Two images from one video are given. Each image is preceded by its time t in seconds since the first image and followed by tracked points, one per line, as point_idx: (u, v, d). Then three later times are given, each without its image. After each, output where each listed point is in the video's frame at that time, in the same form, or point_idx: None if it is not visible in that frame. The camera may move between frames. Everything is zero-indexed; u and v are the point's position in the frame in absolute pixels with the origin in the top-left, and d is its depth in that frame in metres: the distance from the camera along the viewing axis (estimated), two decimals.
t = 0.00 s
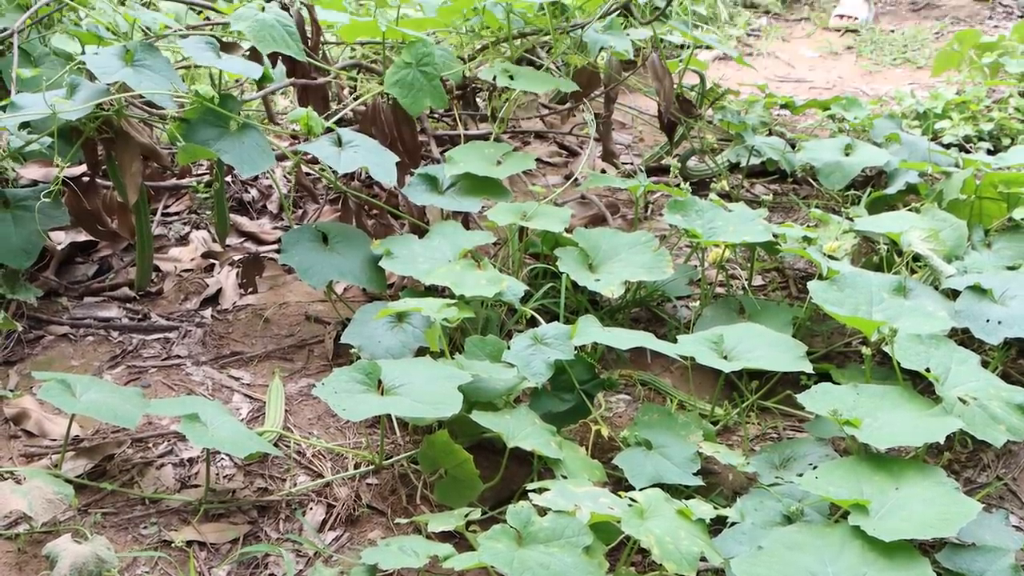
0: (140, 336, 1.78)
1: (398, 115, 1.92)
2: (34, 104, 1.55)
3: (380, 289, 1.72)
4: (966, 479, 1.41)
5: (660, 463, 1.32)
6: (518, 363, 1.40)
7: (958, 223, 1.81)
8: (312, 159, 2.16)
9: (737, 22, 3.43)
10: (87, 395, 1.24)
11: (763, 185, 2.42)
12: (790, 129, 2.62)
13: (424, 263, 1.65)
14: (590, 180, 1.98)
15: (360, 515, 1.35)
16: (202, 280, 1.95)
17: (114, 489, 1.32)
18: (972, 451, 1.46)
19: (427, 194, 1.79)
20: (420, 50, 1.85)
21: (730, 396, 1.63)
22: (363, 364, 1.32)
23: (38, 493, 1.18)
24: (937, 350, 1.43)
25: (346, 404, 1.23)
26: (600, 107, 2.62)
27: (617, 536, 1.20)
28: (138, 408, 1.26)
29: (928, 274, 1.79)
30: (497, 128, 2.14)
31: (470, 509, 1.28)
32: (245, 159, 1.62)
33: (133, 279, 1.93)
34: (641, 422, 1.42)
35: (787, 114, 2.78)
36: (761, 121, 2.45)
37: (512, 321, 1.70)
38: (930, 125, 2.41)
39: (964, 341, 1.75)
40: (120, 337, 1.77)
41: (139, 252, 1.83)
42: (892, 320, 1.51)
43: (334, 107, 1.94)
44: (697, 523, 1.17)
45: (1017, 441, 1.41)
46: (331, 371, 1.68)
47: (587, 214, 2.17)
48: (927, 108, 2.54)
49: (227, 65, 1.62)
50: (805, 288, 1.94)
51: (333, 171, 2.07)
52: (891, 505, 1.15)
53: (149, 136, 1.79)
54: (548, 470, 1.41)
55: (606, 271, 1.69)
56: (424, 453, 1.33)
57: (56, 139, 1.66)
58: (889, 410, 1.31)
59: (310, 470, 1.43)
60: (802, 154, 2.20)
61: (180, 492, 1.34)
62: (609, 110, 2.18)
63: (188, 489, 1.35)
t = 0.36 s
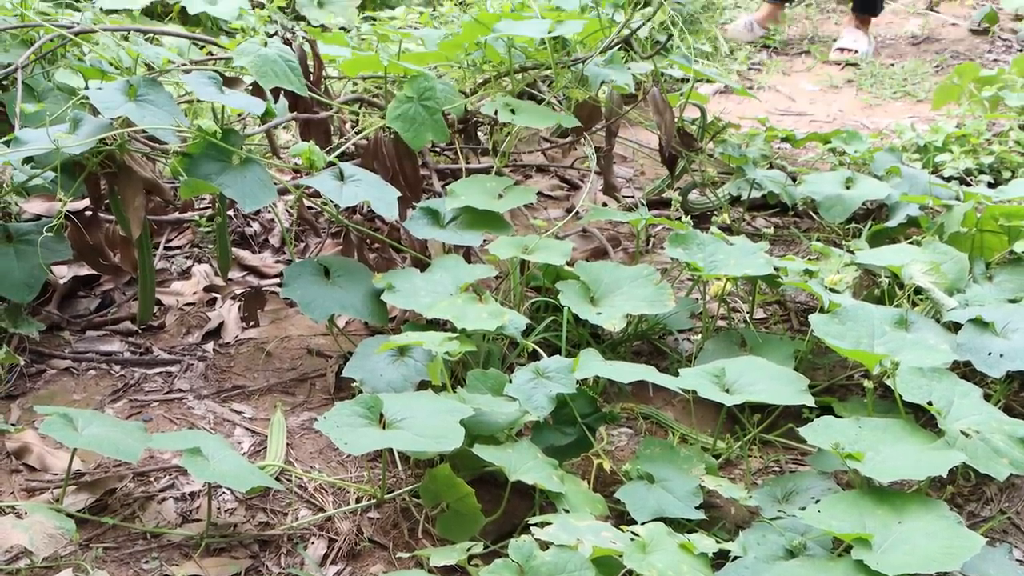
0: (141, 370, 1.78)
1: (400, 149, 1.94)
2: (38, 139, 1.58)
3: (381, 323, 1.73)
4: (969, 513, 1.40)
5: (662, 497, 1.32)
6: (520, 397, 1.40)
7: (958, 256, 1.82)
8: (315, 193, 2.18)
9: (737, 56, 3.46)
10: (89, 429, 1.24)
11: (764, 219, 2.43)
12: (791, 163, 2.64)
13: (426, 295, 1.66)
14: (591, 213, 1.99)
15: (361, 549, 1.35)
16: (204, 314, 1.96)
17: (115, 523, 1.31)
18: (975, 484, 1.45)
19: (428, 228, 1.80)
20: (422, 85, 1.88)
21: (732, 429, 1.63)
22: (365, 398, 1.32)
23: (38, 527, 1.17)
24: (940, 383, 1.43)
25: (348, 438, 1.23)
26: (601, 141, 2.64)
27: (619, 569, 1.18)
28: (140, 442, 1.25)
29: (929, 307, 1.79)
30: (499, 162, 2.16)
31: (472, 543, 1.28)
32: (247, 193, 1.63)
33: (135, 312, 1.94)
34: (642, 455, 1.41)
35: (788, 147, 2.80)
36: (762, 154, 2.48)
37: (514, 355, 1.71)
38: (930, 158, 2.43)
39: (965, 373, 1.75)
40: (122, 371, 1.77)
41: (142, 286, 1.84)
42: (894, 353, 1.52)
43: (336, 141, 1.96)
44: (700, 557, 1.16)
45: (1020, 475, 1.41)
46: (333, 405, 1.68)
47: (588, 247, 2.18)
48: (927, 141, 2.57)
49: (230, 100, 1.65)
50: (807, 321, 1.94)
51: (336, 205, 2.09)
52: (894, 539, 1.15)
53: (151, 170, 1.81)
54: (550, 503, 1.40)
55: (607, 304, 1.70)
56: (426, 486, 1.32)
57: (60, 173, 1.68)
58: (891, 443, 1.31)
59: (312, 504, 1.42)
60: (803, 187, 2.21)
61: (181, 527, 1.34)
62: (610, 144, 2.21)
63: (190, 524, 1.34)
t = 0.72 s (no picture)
0: (143, 402, 1.78)
1: (401, 181, 1.96)
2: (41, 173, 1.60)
3: (383, 354, 1.73)
4: (972, 545, 1.40)
5: (664, 528, 1.31)
6: (521, 429, 1.40)
7: (959, 286, 1.82)
8: (317, 225, 2.19)
9: (738, 87, 3.49)
10: (90, 461, 1.24)
11: (765, 249, 2.44)
12: (792, 194, 2.65)
13: (427, 326, 1.66)
14: (592, 245, 2.00)
15: None
16: (206, 345, 1.97)
17: (115, 556, 1.30)
18: (977, 516, 1.44)
19: (430, 259, 1.81)
20: (423, 117, 1.91)
21: (734, 460, 1.62)
22: (367, 430, 1.32)
23: (38, 560, 1.17)
24: (941, 414, 1.42)
25: (349, 470, 1.23)
26: (602, 172, 2.66)
27: None
28: (141, 474, 1.25)
29: (931, 338, 1.80)
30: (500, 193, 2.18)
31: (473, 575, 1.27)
32: (249, 226, 1.64)
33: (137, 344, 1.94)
34: (644, 487, 1.41)
35: (789, 178, 2.82)
36: (763, 185, 2.50)
37: (515, 386, 1.71)
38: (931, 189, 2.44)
39: (967, 405, 1.74)
40: (123, 403, 1.77)
41: (143, 318, 1.84)
42: (896, 383, 1.51)
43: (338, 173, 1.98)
44: None
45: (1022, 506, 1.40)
46: (334, 437, 1.67)
47: (590, 278, 2.19)
48: (928, 172, 2.58)
49: (232, 132, 1.67)
50: (808, 352, 1.95)
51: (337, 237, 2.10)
52: (897, 571, 1.14)
53: (153, 201, 1.82)
54: (551, 535, 1.39)
55: (609, 335, 1.70)
56: (427, 518, 1.32)
57: (63, 206, 1.71)
58: (893, 474, 1.30)
59: (313, 536, 1.41)
60: (804, 218, 2.22)
61: (182, 560, 1.33)
62: (611, 175, 2.22)
63: (190, 556, 1.34)
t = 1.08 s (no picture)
0: (144, 431, 1.78)
1: (403, 209, 1.97)
2: (45, 201, 1.61)
3: (384, 382, 1.73)
4: (976, 573, 1.39)
5: (666, 557, 1.31)
6: (523, 456, 1.40)
7: (961, 314, 1.83)
8: (319, 253, 2.20)
9: (738, 115, 3.52)
10: (91, 489, 1.24)
11: (767, 277, 2.45)
12: (793, 221, 2.66)
13: (429, 354, 1.67)
14: (594, 272, 2.01)
15: None
16: (207, 374, 1.97)
17: None
18: (981, 544, 1.44)
19: (431, 287, 1.82)
20: (425, 145, 1.93)
21: (736, 488, 1.61)
22: (368, 458, 1.32)
23: None
24: (944, 442, 1.42)
25: (351, 498, 1.23)
26: (603, 200, 2.68)
27: None
28: (142, 503, 1.25)
29: (933, 365, 1.80)
30: (502, 222, 2.19)
31: None
32: (251, 254, 1.65)
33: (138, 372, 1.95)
34: (646, 515, 1.40)
35: (790, 206, 2.83)
36: (764, 213, 2.52)
37: (517, 414, 1.71)
38: (932, 217, 2.45)
39: (970, 432, 1.74)
40: (124, 431, 1.77)
41: (145, 346, 1.85)
42: (898, 411, 1.51)
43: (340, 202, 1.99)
44: None
45: None
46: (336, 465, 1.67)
47: (592, 305, 2.20)
48: (929, 200, 2.59)
49: (234, 161, 1.68)
50: (810, 379, 1.95)
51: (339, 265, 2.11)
52: None
53: (156, 230, 1.83)
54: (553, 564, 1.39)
55: (610, 362, 1.70)
56: (428, 547, 1.31)
57: (66, 234, 1.72)
58: (896, 502, 1.30)
59: (315, 565, 1.41)
60: (806, 246, 2.23)
61: None
62: (612, 203, 2.24)
63: None
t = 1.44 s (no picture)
0: (145, 451, 1.78)
1: (404, 230, 1.98)
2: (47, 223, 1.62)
3: (386, 403, 1.73)
4: None
5: None
6: (525, 477, 1.40)
7: (963, 333, 1.83)
8: (321, 273, 2.21)
9: (739, 135, 3.53)
10: (93, 510, 1.23)
11: (768, 296, 2.46)
12: (795, 241, 2.67)
13: (430, 375, 1.67)
14: (595, 292, 2.02)
15: None
16: (209, 395, 1.97)
17: None
18: (984, 564, 1.43)
19: (433, 307, 1.82)
20: (426, 166, 1.94)
21: (739, 509, 1.61)
22: (370, 478, 1.31)
23: None
24: (946, 462, 1.42)
25: (353, 519, 1.22)
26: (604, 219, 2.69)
27: None
28: (144, 524, 1.25)
29: (935, 385, 1.79)
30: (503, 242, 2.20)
31: None
32: (252, 274, 1.66)
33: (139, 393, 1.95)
34: (648, 536, 1.40)
35: (791, 226, 2.84)
36: (765, 233, 2.53)
37: (519, 435, 1.70)
38: (933, 237, 2.46)
39: (973, 452, 1.74)
40: (125, 452, 1.77)
41: (146, 366, 1.85)
42: (900, 431, 1.51)
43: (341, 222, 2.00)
44: None
45: None
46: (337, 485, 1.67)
47: (593, 325, 2.20)
48: (930, 220, 2.60)
49: (236, 182, 1.69)
50: (812, 399, 1.95)
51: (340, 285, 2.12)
52: None
53: (157, 250, 1.84)
54: None
55: (612, 382, 1.70)
56: (430, 568, 1.31)
57: (67, 255, 1.73)
58: (899, 522, 1.30)
59: None
60: (808, 265, 2.24)
61: None
62: (613, 223, 2.25)
63: None
